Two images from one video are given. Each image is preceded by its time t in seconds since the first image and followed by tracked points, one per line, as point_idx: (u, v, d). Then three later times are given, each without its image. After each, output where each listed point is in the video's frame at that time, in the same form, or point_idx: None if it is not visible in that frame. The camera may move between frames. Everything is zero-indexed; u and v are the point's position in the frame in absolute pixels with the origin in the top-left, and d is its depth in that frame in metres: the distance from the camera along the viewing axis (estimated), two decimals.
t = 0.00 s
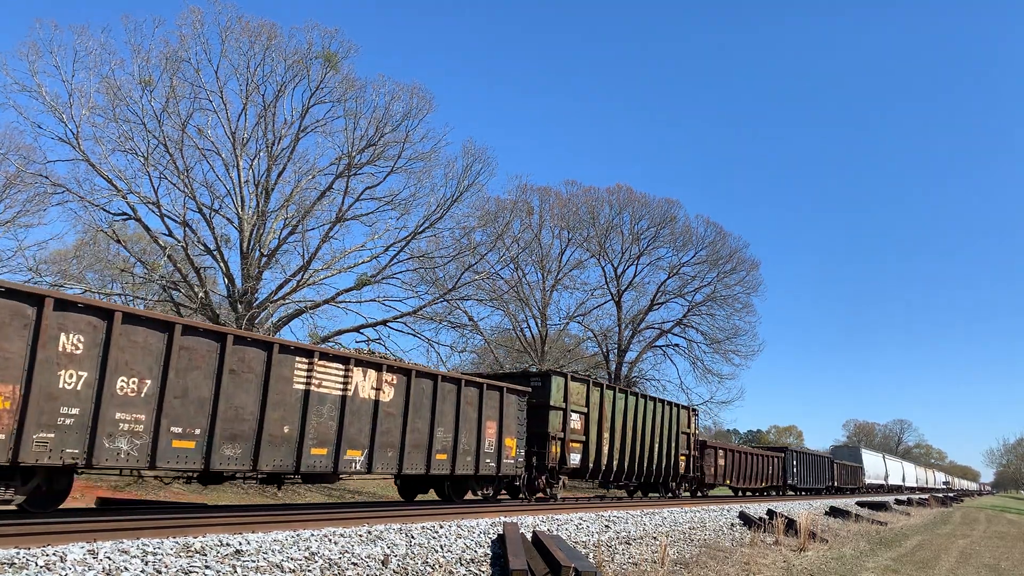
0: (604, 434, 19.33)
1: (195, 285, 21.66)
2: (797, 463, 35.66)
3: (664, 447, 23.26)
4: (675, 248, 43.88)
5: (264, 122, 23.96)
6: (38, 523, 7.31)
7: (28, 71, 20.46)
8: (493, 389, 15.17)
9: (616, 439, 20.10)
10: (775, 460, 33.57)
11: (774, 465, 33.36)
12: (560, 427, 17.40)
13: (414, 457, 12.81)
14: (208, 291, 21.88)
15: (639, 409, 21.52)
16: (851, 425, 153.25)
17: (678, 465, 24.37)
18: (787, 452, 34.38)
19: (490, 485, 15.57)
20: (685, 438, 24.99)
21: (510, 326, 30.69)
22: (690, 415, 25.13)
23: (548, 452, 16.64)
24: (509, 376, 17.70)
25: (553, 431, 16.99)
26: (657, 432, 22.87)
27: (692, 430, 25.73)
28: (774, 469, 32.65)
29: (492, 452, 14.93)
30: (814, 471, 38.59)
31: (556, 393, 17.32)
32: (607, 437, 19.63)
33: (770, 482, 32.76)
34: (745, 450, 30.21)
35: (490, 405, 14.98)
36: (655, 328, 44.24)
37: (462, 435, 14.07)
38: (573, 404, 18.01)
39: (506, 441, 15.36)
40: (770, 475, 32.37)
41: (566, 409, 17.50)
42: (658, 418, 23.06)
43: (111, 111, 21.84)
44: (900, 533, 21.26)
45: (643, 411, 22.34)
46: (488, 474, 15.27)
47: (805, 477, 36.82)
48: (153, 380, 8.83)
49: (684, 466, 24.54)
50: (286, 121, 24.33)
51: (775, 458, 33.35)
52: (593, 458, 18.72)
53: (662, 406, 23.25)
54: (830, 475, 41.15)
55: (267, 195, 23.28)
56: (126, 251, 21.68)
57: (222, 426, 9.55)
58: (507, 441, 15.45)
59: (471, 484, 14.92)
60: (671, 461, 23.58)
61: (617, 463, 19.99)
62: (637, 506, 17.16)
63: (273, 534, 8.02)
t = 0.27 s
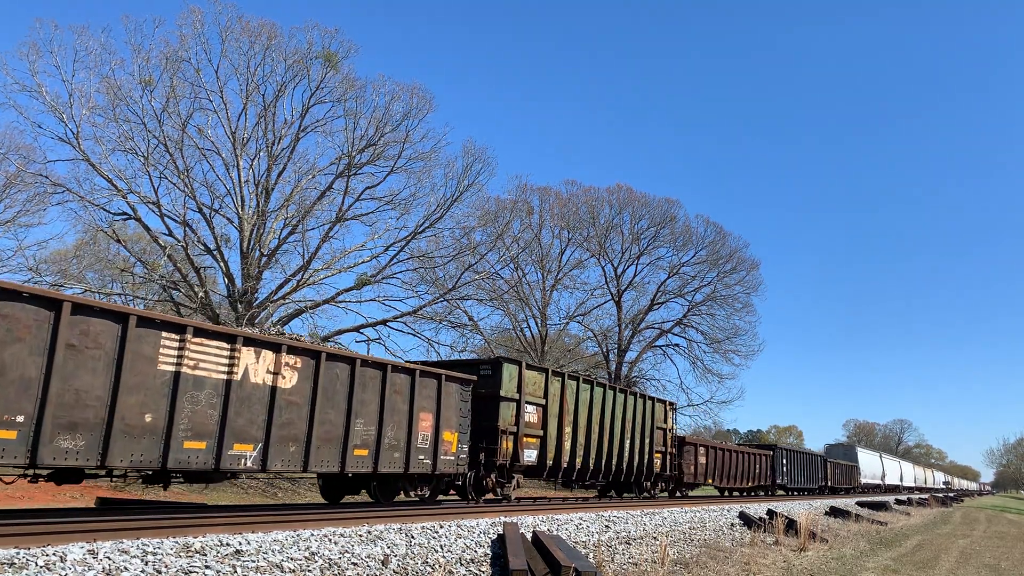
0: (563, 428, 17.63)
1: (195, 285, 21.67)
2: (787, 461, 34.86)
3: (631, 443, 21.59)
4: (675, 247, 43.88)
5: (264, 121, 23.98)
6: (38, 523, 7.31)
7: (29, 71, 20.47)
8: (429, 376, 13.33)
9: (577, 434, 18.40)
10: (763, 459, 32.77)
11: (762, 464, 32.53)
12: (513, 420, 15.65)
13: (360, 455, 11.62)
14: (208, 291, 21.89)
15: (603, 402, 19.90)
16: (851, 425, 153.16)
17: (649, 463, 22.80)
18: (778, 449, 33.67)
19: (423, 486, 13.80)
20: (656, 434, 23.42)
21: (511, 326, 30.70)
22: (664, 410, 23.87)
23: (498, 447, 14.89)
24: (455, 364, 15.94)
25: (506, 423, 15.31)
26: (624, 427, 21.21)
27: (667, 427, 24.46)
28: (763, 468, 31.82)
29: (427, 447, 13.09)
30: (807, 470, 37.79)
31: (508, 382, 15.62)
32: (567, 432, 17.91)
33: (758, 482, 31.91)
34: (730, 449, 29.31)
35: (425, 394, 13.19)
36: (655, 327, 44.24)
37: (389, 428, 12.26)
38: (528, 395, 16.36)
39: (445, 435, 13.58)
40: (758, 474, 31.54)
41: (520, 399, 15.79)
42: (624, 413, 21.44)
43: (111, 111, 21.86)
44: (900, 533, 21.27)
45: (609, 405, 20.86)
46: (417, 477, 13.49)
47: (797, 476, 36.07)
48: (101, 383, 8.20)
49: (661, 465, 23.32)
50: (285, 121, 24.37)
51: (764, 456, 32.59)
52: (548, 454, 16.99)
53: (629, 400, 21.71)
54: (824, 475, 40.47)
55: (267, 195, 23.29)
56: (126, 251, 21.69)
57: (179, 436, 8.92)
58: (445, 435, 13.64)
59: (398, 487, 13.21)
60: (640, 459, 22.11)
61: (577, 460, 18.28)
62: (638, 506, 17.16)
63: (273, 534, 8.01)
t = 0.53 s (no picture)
0: (516, 423, 15.76)
1: (195, 285, 21.69)
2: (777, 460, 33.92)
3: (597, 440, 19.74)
4: (675, 247, 43.89)
5: (264, 122, 23.99)
6: (39, 523, 7.32)
7: (29, 71, 20.48)
8: (347, 361, 11.67)
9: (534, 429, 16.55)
10: (751, 457, 31.79)
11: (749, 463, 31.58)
12: (453, 412, 13.82)
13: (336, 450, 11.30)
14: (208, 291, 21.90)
15: (565, 394, 18.05)
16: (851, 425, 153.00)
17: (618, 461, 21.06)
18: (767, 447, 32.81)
19: (342, 487, 12.08)
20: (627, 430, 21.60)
21: (511, 326, 30.70)
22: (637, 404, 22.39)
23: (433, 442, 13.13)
24: (388, 349, 14.10)
25: (445, 415, 13.52)
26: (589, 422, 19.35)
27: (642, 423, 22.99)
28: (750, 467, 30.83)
29: (343, 443, 11.46)
30: (797, 469, 36.85)
31: (449, 370, 13.77)
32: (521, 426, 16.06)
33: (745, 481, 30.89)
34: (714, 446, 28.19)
35: (344, 383, 11.56)
36: (655, 327, 44.22)
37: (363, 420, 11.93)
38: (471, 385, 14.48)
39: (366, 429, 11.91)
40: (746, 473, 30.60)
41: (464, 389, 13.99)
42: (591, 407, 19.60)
43: (111, 111, 21.87)
44: (899, 533, 21.28)
45: (572, 397, 19.09)
46: (330, 481, 11.77)
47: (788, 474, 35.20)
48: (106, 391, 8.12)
49: (637, 464, 21.84)
50: (285, 121, 24.38)
51: (753, 454, 31.65)
52: (497, 449, 15.13)
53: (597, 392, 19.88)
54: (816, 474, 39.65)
55: (267, 195, 23.31)
56: (126, 251, 21.69)
57: (135, 424, 8.36)
58: (367, 428, 11.98)
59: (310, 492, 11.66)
60: (609, 457, 20.35)
61: (531, 457, 16.44)
62: (638, 506, 17.17)
63: (274, 534, 8.02)
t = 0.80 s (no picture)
0: (457, 415, 13.83)
1: (195, 285, 21.68)
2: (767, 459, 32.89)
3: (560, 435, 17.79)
4: (675, 248, 43.88)
5: (264, 122, 23.99)
6: (38, 523, 7.32)
7: (29, 71, 20.49)
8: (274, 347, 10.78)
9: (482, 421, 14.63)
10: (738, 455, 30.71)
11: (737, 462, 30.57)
12: (377, 402, 12.01)
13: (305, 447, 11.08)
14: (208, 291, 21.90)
15: (521, 384, 16.13)
16: (851, 425, 153.06)
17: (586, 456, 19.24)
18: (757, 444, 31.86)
19: (230, 487, 10.42)
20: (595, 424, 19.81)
21: (511, 326, 30.71)
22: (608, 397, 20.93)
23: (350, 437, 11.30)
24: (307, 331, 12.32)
25: (367, 405, 11.74)
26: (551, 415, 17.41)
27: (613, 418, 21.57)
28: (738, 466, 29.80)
29: (228, 436, 9.90)
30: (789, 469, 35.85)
31: (371, 353, 11.97)
32: (463, 417, 14.16)
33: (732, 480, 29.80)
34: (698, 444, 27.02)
35: (232, 364, 10.02)
36: (655, 327, 44.20)
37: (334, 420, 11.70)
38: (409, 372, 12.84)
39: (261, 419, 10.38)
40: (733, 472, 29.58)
41: (391, 374, 12.19)
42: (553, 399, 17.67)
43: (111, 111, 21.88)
44: (899, 533, 21.28)
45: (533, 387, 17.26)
46: (215, 481, 10.20)
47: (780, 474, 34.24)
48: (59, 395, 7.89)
49: (609, 462, 20.39)
50: (285, 121, 24.37)
51: (741, 452, 30.66)
52: (433, 445, 13.25)
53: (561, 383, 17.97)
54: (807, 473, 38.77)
55: (268, 195, 23.31)
56: (126, 251, 21.70)
57: (80, 427, 8.05)
58: (261, 420, 10.44)
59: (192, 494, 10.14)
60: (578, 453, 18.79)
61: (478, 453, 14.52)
62: (637, 506, 17.17)
63: (274, 534, 8.02)
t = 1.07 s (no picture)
0: (382, 404, 12.21)
1: (195, 285, 21.66)
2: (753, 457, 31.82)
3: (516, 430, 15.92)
4: (675, 248, 43.86)
5: (264, 121, 23.94)
6: (40, 523, 7.32)
7: (29, 71, 20.47)
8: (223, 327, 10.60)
9: (412, 413, 12.93)
10: (722, 453, 29.68)
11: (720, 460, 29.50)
12: (277, 389, 10.48)
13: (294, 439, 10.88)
14: (208, 291, 21.88)
15: (465, 372, 14.29)
16: (852, 425, 153.02)
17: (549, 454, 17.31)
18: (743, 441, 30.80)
19: (73, 486, 8.70)
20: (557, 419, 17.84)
21: (511, 326, 30.70)
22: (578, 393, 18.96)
23: (239, 429, 9.76)
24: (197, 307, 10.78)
25: (264, 392, 10.25)
26: (504, 409, 15.55)
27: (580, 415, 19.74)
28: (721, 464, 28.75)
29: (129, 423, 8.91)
30: (776, 468, 34.77)
31: (269, 332, 10.41)
32: (388, 408, 12.47)
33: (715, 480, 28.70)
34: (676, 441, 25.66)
35: (133, 342, 9.02)
36: (655, 327, 44.16)
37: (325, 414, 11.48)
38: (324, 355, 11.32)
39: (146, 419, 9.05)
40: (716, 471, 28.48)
41: (294, 358, 10.63)
42: (508, 391, 15.78)
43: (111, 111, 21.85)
44: (900, 533, 21.26)
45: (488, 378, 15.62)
46: (51, 480, 8.50)
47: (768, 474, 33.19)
48: None
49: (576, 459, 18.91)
50: (286, 121, 24.33)
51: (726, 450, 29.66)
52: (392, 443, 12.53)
53: (516, 373, 16.04)
54: (797, 473, 37.82)
55: (267, 195, 23.28)
56: (126, 251, 21.68)
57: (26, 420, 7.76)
58: (113, 406, 8.74)
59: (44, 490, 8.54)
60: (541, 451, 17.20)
61: (408, 448, 12.81)
62: (637, 506, 17.17)
63: (273, 534, 8.02)
